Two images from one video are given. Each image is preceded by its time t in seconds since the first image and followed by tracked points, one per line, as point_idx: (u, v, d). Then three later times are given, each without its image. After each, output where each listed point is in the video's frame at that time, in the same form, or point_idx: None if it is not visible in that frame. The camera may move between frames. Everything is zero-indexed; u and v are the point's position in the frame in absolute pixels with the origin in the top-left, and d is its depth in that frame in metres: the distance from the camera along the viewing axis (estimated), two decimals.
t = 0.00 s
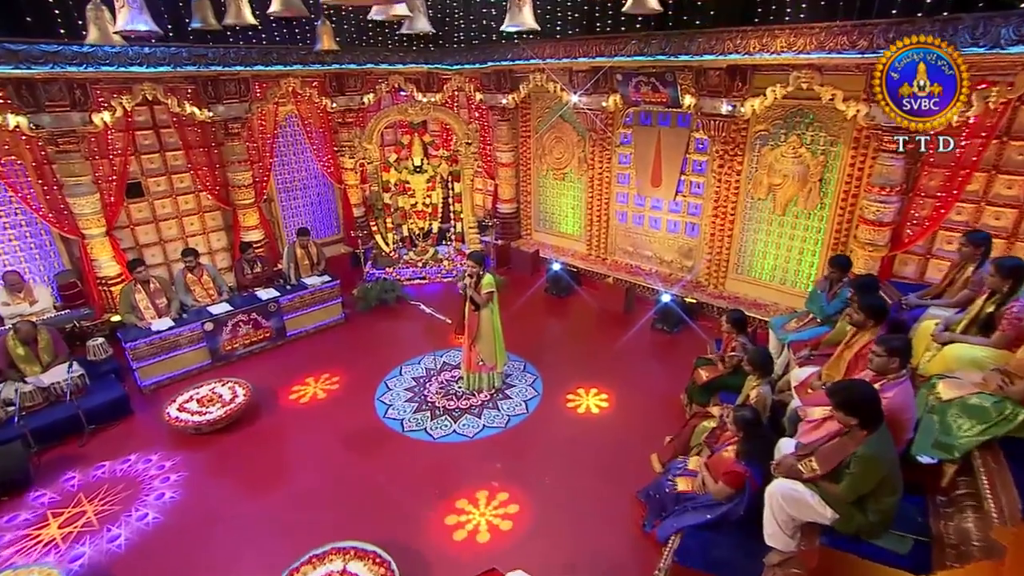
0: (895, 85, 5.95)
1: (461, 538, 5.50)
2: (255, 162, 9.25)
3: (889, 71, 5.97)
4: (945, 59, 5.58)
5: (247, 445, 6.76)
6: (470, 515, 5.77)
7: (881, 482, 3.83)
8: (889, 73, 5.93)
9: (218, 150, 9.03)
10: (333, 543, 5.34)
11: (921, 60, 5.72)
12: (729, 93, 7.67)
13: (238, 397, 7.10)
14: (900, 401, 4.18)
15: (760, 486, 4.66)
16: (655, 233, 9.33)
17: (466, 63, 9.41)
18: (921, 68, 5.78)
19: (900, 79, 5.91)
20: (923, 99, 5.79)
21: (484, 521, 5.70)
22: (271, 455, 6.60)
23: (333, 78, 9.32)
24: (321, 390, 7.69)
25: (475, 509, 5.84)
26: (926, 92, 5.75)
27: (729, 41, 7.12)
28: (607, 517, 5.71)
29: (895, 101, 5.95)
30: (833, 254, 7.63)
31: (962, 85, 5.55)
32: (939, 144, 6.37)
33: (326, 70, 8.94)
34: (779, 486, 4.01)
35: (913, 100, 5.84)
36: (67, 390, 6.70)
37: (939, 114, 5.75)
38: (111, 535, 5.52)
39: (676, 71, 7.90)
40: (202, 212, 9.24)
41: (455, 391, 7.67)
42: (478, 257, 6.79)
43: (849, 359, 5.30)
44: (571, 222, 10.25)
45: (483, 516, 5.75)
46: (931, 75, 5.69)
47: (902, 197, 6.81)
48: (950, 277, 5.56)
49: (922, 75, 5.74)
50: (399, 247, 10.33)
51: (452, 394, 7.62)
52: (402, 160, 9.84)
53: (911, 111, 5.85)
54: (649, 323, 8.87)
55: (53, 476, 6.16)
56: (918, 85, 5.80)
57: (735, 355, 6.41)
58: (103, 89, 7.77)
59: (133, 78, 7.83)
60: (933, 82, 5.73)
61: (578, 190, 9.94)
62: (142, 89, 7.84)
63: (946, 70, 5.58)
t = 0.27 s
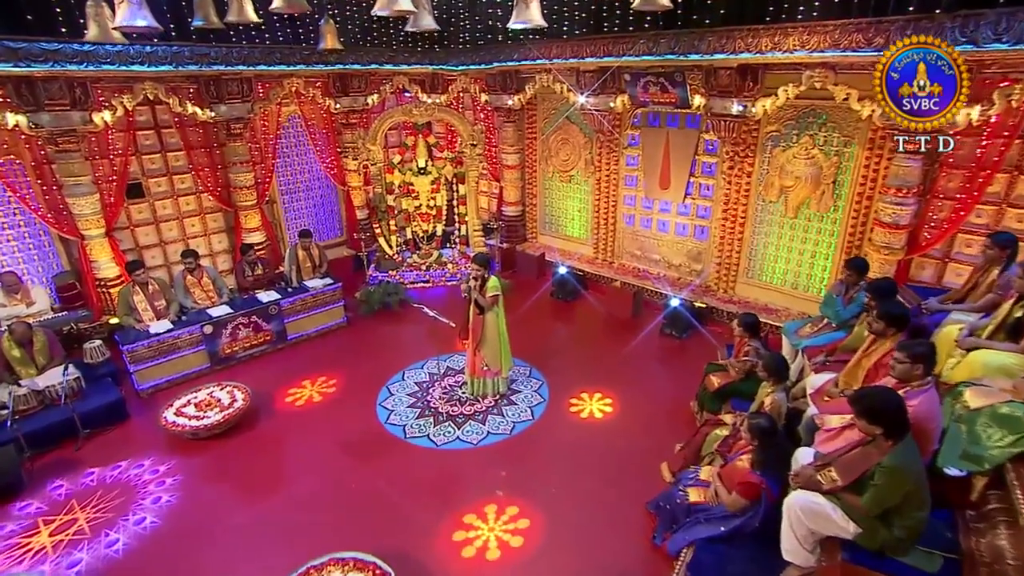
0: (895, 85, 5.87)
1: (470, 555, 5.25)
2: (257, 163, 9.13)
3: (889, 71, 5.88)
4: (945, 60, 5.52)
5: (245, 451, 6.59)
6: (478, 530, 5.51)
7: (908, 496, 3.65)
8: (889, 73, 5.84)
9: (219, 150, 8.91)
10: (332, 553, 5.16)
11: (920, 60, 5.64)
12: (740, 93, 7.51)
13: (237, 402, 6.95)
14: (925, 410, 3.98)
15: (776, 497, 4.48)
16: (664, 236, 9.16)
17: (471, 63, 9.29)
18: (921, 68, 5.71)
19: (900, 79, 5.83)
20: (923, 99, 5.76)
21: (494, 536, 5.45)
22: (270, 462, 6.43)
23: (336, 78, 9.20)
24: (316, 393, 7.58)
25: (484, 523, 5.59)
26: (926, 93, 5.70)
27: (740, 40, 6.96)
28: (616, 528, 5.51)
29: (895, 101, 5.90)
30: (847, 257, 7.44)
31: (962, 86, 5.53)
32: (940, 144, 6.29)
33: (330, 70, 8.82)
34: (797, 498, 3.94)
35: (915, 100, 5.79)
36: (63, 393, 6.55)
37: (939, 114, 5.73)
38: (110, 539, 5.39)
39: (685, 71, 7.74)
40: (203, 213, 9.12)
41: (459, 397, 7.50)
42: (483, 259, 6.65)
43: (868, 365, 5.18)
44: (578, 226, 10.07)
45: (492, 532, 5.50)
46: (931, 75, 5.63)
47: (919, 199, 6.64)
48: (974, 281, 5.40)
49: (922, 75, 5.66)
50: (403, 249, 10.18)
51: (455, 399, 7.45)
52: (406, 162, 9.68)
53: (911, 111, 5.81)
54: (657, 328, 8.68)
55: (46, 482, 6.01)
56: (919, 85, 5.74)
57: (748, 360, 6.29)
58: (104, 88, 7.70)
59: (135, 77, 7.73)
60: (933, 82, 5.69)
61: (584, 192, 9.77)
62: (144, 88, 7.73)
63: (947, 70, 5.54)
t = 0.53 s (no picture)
0: (895, 85, 5.77)
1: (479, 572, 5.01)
2: (258, 164, 9.01)
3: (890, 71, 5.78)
4: (945, 60, 5.41)
5: (242, 457, 6.43)
6: (488, 547, 5.27)
7: (936, 509, 3.48)
8: (889, 73, 5.74)
9: (220, 151, 8.79)
10: (330, 564, 4.98)
11: (920, 60, 5.55)
12: (750, 93, 7.35)
13: (235, 406, 6.80)
14: (951, 417, 3.82)
15: (792, 508, 4.30)
16: (671, 239, 8.98)
17: (475, 64, 9.18)
18: (921, 68, 5.61)
19: (900, 79, 5.73)
20: (923, 99, 5.64)
21: (503, 552, 5.22)
22: (268, 468, 6.26)
23: (339, 78, 9.08)
24: (310, 395, 7.46)
25: (493, 539, 5.35)
26: (926, 92, 5.59)
27: (750, 38, 6.81)
28: (624, 540, 5.32)
29: (894, 101, 5.79)
30: (860, 261, 7.26)
31: (962, 85, 5.39)
32: (940, 144, 6.14)
33: (332, 70, 8.70)
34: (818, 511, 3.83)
35: (913, 100, 5.69)
36: (56, 397, 6.41)
37: (939, 114, 5.60)
38: (106, 545, 5.25)
39: (694, 70, 7.59)
40: (203, 214, 8.98)
41: (461, 403, 7.32)
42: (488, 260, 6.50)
43: (886, 371, 5.05)
44: (583, 228, 9.90)
45: (502, 548, 5.26)
46: (930, 75, 5.52)
47: (935, 201, 6.46)
48: (995, 285, 5.27)
49: (922, 75, 5.55)
50: (405, 253, 10.02)
51: (457, 405, 7.28)
52: (409, 163, 9.63)
53: (911, 111, 5.69)
54: (665, 333, 8.50)
55: (37, 488, 5.86)
56: (918, 85, 5.63)
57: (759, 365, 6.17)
58: (104, 87, 7.58)
59: (134, 77, 7.61)
60: (932, 82, 5.57)
61: (590, 195, 9.60)
62: (143, 87, 7.61)
63: (946, 70, 5.42)
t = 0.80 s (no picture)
0: (895, 85, 5.77)
1: None
2: (257, 165, 8.90)
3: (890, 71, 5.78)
4: (945, 59, 5.41)
5: (239, 462, 6.29)
6: (495, 561, 5.07)
7: (962, 520, 3.37)
8: (889, 73, 5.75)
9: (219, 151, 8.67)
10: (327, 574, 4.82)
11: (920, 60, 5.54)
12: (757, 91, 7.23)
13: (231, 409, 6.69)
14: (975, 423, 3.67)
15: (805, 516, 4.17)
16: (676, 241, 8.84)
17: (477, 63, 9.11)
18: (921, 68, 5.60)
19: (900, 78, 5.73)
20: (924, 99, 5.64)
21: (511, 566, 5.02)
22: (265, 474, 6.12)
23: (339, 78, 8.96)
24: (305, 397, 7.34)
25: (501, 553, 5.14)
26: (927, 92, 5.58)
27: (758, 36, 6.68)
28: (630, 549, 5.17)
29: (895, 101, 5.80)
30: (870, 263, 7.11)
31: (962, 85, 5.39)
32: (939, 144, 6.10)
33: (333, 70, 8.60)
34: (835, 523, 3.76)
35: (912, 100, 5.70)
36: (49, 400, 6.28)
37: (939, 114, 5.59)
38: (102, 548, 5.15)
39: (701, 69, 7.47)
40: (201, 215, 8.85)
41: (462, 407, 7.17)
42: (490, 262, 6.36)
43: (903, 372, 4.93)
44: (587, 230, 9.74)
45: (510, 562, 5.06)
46: (930, 75, 5.51)
47: (948, 201, 6.31)
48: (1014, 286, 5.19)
49: (922, 75, 5.54)
50: (406, 254, 9.89)
51: (458, 409, 7.13)
52: (411, 164, 9.52)
53: (910, 111, 5.70)
54: (670, 336, 8.36)
55: (29, 493, 5.73)
56: (917, 85, 5.63)
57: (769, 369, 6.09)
58: (101, 85, 7.44)
59: (133, 75, 7.50)
60: (932, 82, 5.56)
61: (594, 196, 9.45)
62: (141, 86, 7.50)
63: (946, 70, 5.43)
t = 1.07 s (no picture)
0: (895, 85, 5.69)
1: None
2: (256, 165, 8.75)
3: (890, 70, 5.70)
4: (946, 59, 5.33)
5: (234, 468, 6.11)
6: None
7: (991, 535, 3.28)
8: (889, 73, 5.67)
9: (217, 150, 8.52)
10: None
11: (920, 60, 5.46)
12: (766, 90, 7.08)
13: (226, 414, 6.53)
14: (1005, 429, 3.53)
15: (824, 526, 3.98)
16: (682, 243, 8.67)
17: (479, 63, 9.00)
18: (921, 68, 5.52)
19: (900, 79, 5.65)
20: (924, 99, 5.55)
21: None
22: (260, 480, 5.94)
23: (340, 76, 8.82)
24: (298, 400, 7.21)
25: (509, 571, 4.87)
26: (927, 92, 5.49)
27: (767, 32, 6.52)
28: (638, 559, 4.99)
29: (895, 101, 5.70)
30: (882, 265, 6.94)
31: (963, 84, 5.28)
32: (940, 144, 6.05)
33: (333, 68, 8.46)
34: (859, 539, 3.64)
35: (912, 100, 5.60)
36: (37, 404, 6.12)
37: (939, 114, 5.49)
38: (94, 554, 5.00)
39: (708, 67, 7.33)
40: (198, 216, 8.69)
41: (464, 411, 6.98)
42: (492, 262, 6.19)
43: (921, 374, 4.75)
44: (591, 232, 9.56)
45: None
46: (930, 75, 5.44)
47: (964, 201, 6.14)
48: None
49: (922, 75, 5.47)
50: (407, 256, 9.72)
51: (459, 413, 6.95)
52: (411, 165, 9.24)
53: (911, 111, 5.60)
54: (677, 340, 8.18)
55: (17, 499, 5.56)
56: (918, 85, 5.54)
57: (781, 375, 5.97)
58: (95, 82, 7.28)
59: (129, 72, 7.35)
60: (933, 82, 5.47)
61: (599, 197, 9.27)
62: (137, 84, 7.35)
63: (947, 70, 5.34)
